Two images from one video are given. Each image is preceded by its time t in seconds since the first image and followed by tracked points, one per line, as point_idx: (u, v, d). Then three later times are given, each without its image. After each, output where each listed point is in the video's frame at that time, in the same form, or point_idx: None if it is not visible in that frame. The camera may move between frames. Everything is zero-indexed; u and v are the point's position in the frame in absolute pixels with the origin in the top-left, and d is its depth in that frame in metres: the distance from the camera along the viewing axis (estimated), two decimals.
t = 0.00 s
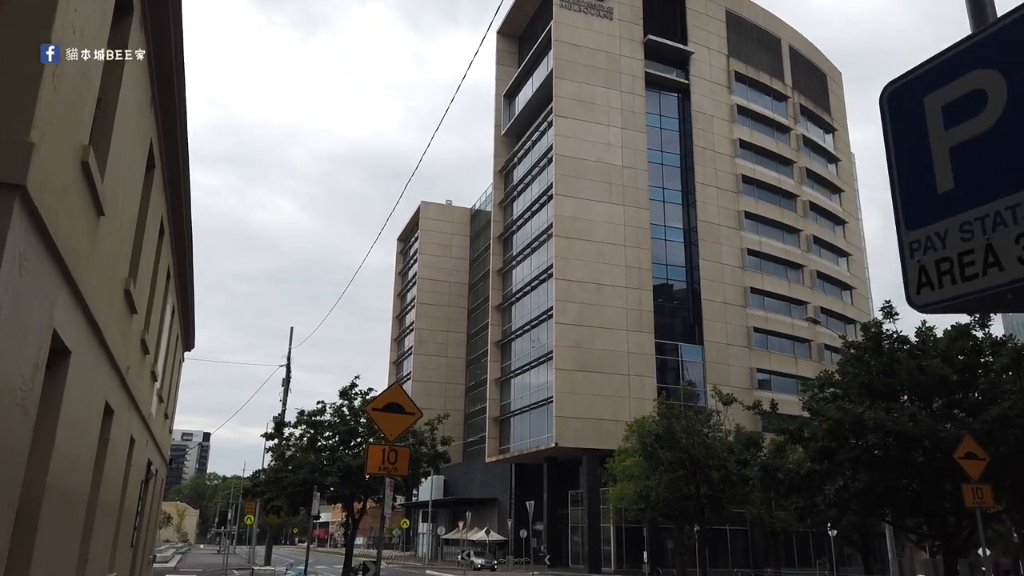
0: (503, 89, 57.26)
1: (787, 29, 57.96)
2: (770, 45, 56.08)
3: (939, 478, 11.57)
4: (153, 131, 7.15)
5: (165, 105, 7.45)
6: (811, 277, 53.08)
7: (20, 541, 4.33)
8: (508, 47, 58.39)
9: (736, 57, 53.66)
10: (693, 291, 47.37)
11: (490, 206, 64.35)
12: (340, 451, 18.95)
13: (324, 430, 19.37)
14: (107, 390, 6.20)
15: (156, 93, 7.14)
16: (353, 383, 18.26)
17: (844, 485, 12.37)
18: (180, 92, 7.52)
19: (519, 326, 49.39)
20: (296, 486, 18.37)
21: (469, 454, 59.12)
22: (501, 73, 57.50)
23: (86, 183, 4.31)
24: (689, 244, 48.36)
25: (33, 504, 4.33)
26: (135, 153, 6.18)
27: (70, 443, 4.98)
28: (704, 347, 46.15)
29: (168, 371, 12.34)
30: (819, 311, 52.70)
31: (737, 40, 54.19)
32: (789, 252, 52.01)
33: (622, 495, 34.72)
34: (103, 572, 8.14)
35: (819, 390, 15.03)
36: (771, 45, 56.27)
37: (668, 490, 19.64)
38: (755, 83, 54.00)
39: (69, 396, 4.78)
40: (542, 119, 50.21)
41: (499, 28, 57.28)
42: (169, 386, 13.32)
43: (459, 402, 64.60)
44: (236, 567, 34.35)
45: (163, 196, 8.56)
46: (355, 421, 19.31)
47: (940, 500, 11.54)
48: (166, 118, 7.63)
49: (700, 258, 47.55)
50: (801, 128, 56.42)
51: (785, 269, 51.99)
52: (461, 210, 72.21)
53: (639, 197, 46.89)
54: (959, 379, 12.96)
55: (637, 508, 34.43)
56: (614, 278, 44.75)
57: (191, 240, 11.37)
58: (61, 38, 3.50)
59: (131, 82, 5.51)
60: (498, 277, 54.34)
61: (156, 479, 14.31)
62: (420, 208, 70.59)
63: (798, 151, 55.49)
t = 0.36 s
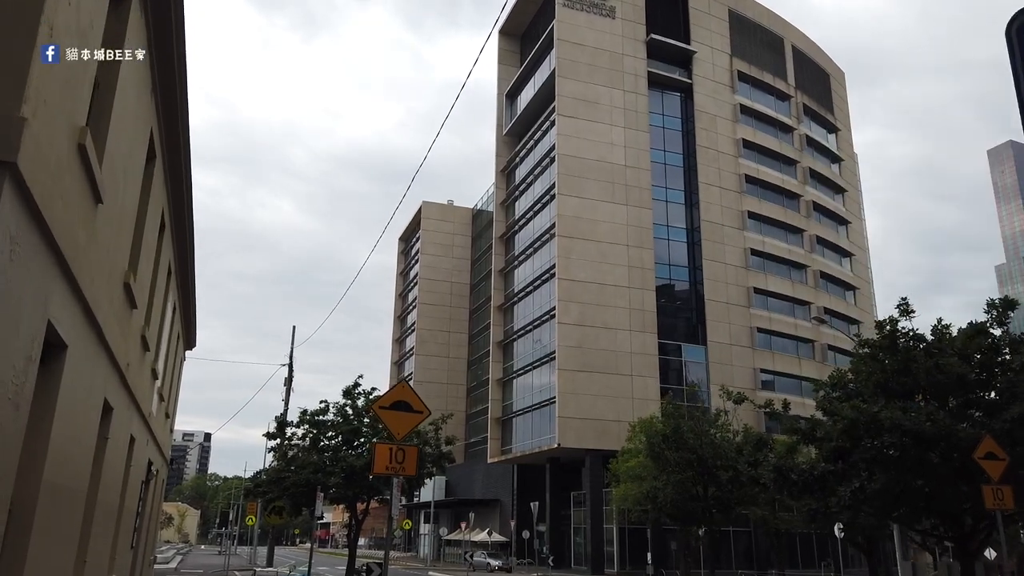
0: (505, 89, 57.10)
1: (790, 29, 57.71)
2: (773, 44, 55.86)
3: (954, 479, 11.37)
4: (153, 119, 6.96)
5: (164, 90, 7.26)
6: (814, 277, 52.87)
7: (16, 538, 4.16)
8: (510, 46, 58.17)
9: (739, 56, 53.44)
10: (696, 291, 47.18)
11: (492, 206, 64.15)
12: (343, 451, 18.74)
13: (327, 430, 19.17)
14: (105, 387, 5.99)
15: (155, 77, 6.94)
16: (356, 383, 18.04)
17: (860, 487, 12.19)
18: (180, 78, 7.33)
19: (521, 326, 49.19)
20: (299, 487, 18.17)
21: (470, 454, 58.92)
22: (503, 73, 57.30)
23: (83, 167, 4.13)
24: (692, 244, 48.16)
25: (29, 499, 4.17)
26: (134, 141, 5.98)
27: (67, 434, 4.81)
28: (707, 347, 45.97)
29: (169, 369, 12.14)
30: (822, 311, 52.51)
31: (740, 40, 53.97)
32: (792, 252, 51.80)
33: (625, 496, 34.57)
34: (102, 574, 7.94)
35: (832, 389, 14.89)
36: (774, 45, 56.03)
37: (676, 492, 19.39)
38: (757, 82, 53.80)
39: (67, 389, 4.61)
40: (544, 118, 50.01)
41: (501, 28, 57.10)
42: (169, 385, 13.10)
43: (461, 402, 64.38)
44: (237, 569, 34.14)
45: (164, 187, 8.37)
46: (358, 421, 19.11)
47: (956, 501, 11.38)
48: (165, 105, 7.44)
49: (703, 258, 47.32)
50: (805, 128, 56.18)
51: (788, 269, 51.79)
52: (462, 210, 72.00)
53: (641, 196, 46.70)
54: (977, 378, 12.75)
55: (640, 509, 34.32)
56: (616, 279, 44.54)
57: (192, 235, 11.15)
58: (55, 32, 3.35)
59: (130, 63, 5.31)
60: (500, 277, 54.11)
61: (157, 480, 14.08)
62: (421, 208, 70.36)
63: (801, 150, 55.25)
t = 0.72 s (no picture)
0: (507, 88, 56.90)
1: (794, 27, 57.45)
2: (777, 43, 55.60)
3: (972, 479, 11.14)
4: (152, 108, 6.78)
5: (164, 77, 7.06)
6: (818, 276, 52.65)
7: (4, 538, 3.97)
8: (512, 45, 57.93)
9: (742, 55, 53.20)
10: (700, 291, 46.96)
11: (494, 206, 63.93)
12: (346, 450, 18.52)
13: (329, 429, 18.96)
14: (101, 383, 5.78)
15: (154, 63, 6.76)
16: (359, 382, 17.81)
17: (877, 486, 11.96)
18: (180, 66, 7.15)
19: (524, 326, 48.98)
20: (301, 487, 17.96)
21: (473, 455, 58.68)
22: (505, 72, 57.10)
23: (75, 148, 3.93)
24: (696, 243, 47.93)
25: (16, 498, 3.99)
26: (132, 128, 5.79)
27: (58, 430, 4.61)
28: (711, 347, 45.71)
29: (169, 368, 11.93)
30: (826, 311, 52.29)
31: (743, 38, 53.71)
32: (796, 251, 51.53)
33: (630, 496, 34.37)
34: None
35: (847, 387, 14.71)
36: (778, 43, 55.79)
37: (683, 492, 19.19)
38: (761, 80, 53.57)
39: (56, 383, 4.42)
40: (547, 117, 49.77)
41: (503, 27, 56.90)
42: (169, 385, 12.89)
43: (463, 403, 64.15)
44: (239, 570, 33.87)
45: (163, 179, 8.17)
46: (362, 421, 18.90)
47: (973, 500, 11.16)
48: (164, 92, 7.24)
49: (707, 258, 47.09)
50: (808, 127, 55.92)
51: (792, 268, 51.54)
52: (464, 210, 71.77)
53: (645, 195, 46.45)
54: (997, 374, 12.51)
55: (645, 510, 34.16)
56: (620, 278, 44.30)
57: (193, 230, 10.95)
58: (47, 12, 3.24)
59: (126, 45, 5.11)
60: (502, 277, 53.89)
61: (157, 479, 13.84)
62: (423, 208, 70.13)
63: (805, 149, 54.99)
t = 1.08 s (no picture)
0: (509, 86, 56.69)
1: (797, 25, 57.19)
2: (779, 41, 55.39)
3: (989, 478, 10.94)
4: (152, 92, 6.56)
5: (164, 60, 6.83)
6: (821, 276, 52.42)
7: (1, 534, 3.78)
8: (514, 43, 57.71)
9: (745, 53, 52.99)
10: (702, 290, 46.77)
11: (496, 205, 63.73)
12: (349, 449, 18.32)
13: (332, 428, 18.76)
14: (100, 376, 5.56)
15: (154, 45, 6.54)
16: (363, 380, 17.59)
17: (897, 485, 11.75)
18: (182, 49, 6.92)
19: (526, 325, 48.77)
20: (304, 486, 17.76)
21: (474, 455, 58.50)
22: (507, 70, 56.89)
23: (72, 125, 3.73)
24: (698, 242, 47.74)
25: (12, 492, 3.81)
26: (132, 113, 5.58)
27: (55, 423, 4.42)
28: (714, 346, 45.46)
29: (170, 364, 11.69)
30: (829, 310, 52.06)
31: (747, 36, 53.49)
32: (799, 250, 51.32)
33: (632, 496, 34.18)
34: None
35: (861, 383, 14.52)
36: (781, 41, 55.56)
37: (691, 491, 18.90)
38: (764, 79, 53.36)
39: (54, 373, 4.23)
40: (549, 115, 49.57)
41: (505, 25, 56.68)
42: (171, 383, 12.68)
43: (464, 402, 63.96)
44: (239, 570, 33.67)
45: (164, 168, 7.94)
46: (365, 419, 18.70)
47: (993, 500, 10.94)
48: (165, 76, 7.00)
49: (710, 256, 46.88)
50: (811, 125, 55.71)
51: (795, 267, 51.34)
52: (466, 209, 71.55)
53: (647, 194, 46.24)
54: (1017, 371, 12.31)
55: (649, 510, 33.99)
56: (622, 277, 44.10)
57: (194, 223, 10.69)
58: None
59: (124, 21, 4.89)
60: (504, 276, 53.67)
61: (158, 479, 13.63)
62: (424, 207, 69.90)
63: (808, 148, 54.77)
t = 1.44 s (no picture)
0: (508, 85, 56.47)
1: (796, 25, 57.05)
2: (779, 41, 55.26)
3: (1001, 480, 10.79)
4: (151, 81, 6.38)
5: (164, 50, 6.66)
6: (821, 276, 52.30)
7: None
8: (513, 42, 57.47)
9: (745, 52, 52.85)
10: (701, 290, 46.62)
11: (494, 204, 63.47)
12: (349, 450, 18.08)
13: (331, 428, 18.54)
14: (94, 372, 5.34)
15: (154, 35, 6.36)
16: (362, 379, 17.36)
17: (911, 487, 11.59)
18: (181, 40, 6.75)
19: (524, 324, 48.56)
20: (303, 487, 17.53)
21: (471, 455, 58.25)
22: (506, 69, 56.66)
23: (64, 105, 3.58)
24: (697, 242, 47.59)
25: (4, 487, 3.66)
26: (129, 100, 5.42)
27: (45, 418, 4.21)
28: (713, 346, 45.29)
29: (167, 363, 11.46)
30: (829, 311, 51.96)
31: (747, 36, 53.34)
32: (799, 250, 51.18)
33: (632, 497, 33.95)
34: None
35: (872, 383, 14.61)
36: (780, 41, 55.41)
37: (696, 492, 18.64)
38: (764, 79, 53.22)
39: (45, 362, 4.04)
40: (548, 114, 49.38)
41: (504, 23, 56.42)
42: (168, 380, 12.47)
43: (462, 403, 63.71)
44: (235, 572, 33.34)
45: (163, 161, 7.77)
46: (365, 419, 18.47)
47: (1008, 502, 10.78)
48: (164, 66, 6.83)
49: (709, 257, 46.73)
50: (810, 126, 55.60)
51: (795, 268, 51.20)
52: (464, 208, 71.27)
53: (646, 193, 46.06)
54: None
55: (648, 511, 33.82)
56: (621, 277, 43.91)
57: (192, 220, 10.46)
58: None
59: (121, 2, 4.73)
60: (502, 276, 53.46)
61: (154, 479, 13.41)
62: (422, 207, 69.63)
63: (807, 148, 54.66)
